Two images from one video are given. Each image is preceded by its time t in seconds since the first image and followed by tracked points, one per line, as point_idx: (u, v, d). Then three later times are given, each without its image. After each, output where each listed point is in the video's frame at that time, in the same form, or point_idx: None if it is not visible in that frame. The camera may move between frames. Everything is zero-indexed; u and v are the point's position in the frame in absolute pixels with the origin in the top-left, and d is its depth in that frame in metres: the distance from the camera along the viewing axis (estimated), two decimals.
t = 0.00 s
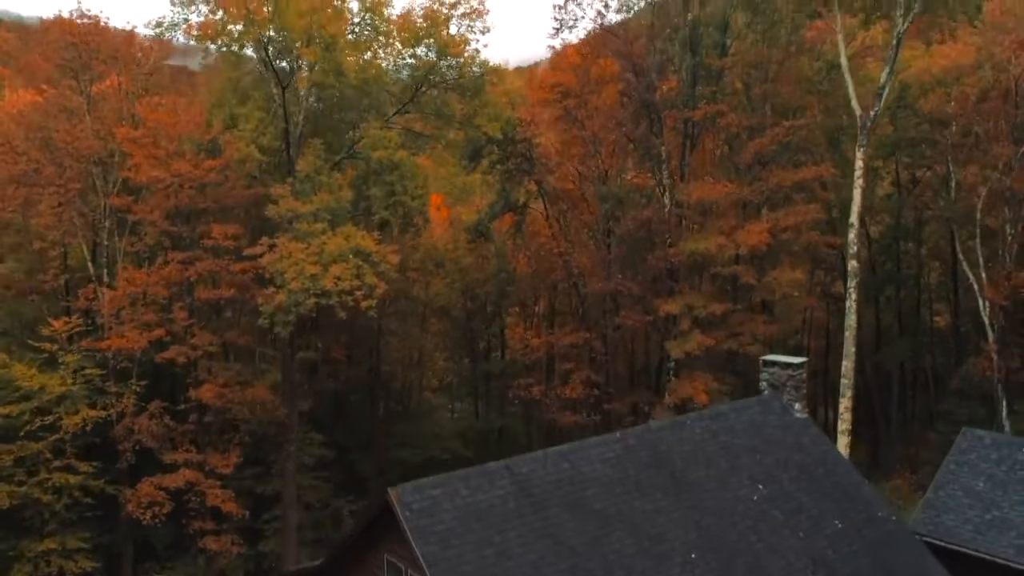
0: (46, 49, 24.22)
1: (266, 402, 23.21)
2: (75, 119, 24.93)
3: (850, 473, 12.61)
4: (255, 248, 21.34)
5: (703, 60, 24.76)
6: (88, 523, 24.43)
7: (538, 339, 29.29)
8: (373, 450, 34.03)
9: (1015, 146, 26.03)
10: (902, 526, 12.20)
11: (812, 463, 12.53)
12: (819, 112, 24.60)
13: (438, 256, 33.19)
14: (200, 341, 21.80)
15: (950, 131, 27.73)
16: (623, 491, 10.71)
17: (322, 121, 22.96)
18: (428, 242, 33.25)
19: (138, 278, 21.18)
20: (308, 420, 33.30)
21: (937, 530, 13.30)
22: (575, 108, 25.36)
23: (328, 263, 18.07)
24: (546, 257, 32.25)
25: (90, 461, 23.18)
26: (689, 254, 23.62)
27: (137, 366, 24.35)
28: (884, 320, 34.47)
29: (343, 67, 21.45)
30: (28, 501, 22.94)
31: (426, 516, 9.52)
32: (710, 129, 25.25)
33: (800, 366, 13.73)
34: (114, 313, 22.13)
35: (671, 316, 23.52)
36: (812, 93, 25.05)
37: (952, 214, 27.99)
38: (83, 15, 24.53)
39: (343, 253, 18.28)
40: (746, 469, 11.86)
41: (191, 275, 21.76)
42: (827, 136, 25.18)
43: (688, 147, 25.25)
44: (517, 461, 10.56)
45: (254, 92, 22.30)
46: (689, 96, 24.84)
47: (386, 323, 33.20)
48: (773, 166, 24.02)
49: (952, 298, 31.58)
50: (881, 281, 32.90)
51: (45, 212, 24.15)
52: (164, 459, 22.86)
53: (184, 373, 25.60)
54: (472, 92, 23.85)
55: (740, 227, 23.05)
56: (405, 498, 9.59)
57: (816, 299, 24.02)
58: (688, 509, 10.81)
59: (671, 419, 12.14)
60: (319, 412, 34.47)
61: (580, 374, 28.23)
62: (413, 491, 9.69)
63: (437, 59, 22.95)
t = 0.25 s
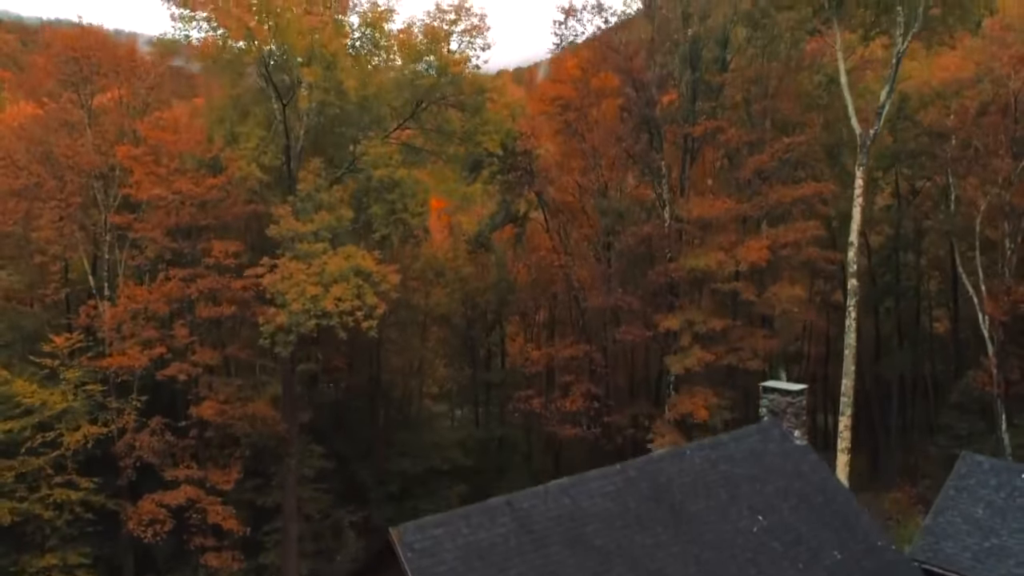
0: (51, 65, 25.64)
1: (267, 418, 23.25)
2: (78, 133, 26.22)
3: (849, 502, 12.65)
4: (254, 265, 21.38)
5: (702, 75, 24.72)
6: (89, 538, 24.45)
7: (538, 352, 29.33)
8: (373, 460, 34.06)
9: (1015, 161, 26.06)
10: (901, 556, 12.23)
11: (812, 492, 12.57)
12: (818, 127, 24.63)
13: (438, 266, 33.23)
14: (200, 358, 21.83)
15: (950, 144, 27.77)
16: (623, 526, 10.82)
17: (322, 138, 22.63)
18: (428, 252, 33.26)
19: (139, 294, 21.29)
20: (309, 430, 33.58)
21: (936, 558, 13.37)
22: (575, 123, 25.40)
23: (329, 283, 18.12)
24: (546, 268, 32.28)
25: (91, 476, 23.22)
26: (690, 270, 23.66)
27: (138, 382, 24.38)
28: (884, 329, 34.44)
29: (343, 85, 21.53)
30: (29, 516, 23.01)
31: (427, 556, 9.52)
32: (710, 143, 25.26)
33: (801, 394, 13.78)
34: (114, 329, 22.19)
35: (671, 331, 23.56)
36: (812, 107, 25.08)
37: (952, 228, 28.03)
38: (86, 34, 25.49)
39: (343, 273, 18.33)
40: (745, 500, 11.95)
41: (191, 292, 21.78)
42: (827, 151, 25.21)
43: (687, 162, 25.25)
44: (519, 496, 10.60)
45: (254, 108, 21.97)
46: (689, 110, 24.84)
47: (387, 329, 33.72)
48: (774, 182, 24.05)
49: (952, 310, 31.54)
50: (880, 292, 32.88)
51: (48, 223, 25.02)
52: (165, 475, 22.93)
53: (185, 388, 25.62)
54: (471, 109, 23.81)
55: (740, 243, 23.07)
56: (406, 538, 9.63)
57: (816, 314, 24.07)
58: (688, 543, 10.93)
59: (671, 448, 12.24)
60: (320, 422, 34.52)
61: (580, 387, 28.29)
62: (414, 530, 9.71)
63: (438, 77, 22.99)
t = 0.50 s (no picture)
0: (53, 80, 25.81)
1: (268, 435, 23.28)
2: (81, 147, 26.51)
3: (849, 531, 12.65)
4: (255, 284, 21.38)
5: (703, 90, 24.70)
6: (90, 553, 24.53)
7: (538, 365, 29.37)
8: (374, 471, 34.09)
9: (1015, 176, 26.00)
10: None
11: (812, 521, 12.55)
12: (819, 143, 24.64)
13: (438, 276, 33.32)
14: (200, 376, 21.87)
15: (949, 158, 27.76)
16: (623, 561, 11.05)
17: (323, 154, 22.71)
18: (429, 262, 33.28)
19: (141, 311, 21.42)
20: (310, 441, 33.64)
21: None
22: (575, 138, 25.44)
23: (329, 305, 18.15)
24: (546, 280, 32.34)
25: (92, 493, 23.29)
26: (690, 286, 23.68)
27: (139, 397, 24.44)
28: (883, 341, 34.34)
29: (343, 105, 21.42)
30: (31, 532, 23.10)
31: None
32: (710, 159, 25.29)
33: (800, 422, 13.84)
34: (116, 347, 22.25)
35: (671, 347, 23.59)
36: (812, 123, 25.11)
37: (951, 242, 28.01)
38: (89, 51, 25.82)
39: (344, 294, 18.34)
40: (746, 531, 12.00)
41: (193, 310, 21.81)
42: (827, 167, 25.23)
43: (688, 178, 25.24)
44: (520, 534, 11.14)
45: (255, 127, 21.98)
46: (690, 126, 24.85)
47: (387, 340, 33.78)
48: (774, 198, 24.09)
49: (952, 320, 31.59)
50: (881, 303, 32.92)
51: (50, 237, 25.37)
52: (165, 491, 22.97)
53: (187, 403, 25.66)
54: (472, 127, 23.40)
55: (740, 260, 23.10)
56: None
57: (815, 330, 24.09)
58: None
59: (673, 480, 12.41)
60: (320, 433, 34.57)
61: (580, 400, 28.36)
62: (417, 570, 10.68)
63: (438, 95, 22.57)
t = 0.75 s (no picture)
0: (54, 97, 25.91)
1: (269, 452, 23.35)
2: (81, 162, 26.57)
3: (849, 560, 12.69)
4: (256, 305, 21.42)
5: (703, 107, 24.76)
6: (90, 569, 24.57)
7: (537, 377, 29.44)
8: (374, 482, 34.12)
9: (1014, 192, 26.02)
10: None
11: (812, 551, 12.57)
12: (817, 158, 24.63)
13: (439, 286, 33.27)
14: (201, 394, 21.92)
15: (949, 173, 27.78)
16: None
17: (322, 170, 22.67)
18: (429, 272, 33.20)
19: (142, 328, 21.55)
20: (310, 453, 33.68)
21: None
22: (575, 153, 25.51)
23: (331, 326, 18.23)
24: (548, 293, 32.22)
25: (92, 509, 23.33)
26: (690, 303, 23.73)
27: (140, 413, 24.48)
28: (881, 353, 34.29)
29: (344, 124, 21.53)
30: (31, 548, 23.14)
31: None
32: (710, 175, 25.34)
33: (800, 450, 14.02)
34: (118, 364, 22.32)
35: (670, 364, 23.64)
36: (812, 139, 25.14)
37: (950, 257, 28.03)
38: (87, 65, 25.93)
39: (345, 316, 18.42)
40: (745, 563, 12.16)
41: (194, 328, 21.88)
42: (829, 182, 25.18)
43: (688, 195, 25.28)
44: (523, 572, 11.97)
45: (254, 146, 22.04)
46: (690, 142, 24.93)
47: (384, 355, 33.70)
48: (774, 215, 24.14)
49: (953, 330, 31.58)
50: (881, 316, 32.89)
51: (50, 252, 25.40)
52: (166, 508, 23.02)
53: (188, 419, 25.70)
54: (472, 146, 23.53)
55: (740, 277, 23.15)
56: None
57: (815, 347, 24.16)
58: None
59: (672, 511, 12.90)
60: (320, 444, 34.59)
61: (580, 414, 28.47)
62: None
63: (438, 114, 22.64)
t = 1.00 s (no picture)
0: (55, 111, 25.95)
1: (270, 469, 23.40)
2: (83, 177, 26.59)
3: None
4: (258, 324, 21.47)
5: (702, 124, 24.84)
6: None
7: (538, 391, 29.50)
8: (375, 493, 34.14)
9: (1013, 208, 26.05)
10: None
11: None
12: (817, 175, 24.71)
13: (439, 296, 33.04)
14: (201, 412, 21.95)
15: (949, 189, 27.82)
16: None
17: (322, 189, 22.68)
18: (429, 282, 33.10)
19: (144, 347, 21.61)
20: (311, 465, 33.72)
21: None
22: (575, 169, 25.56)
23: (332, 348, 18.33)
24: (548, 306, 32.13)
25: (93, 527, 23.35)
26: (690, 321, 23.80)
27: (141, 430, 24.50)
28: (880, 364, 34.12)
29: (345, 144, 21.58)
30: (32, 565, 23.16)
31: None
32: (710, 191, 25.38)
33: (801, 480, 14.10)
34: (119, 382, 22.39)
35: (671, 381, 23.69)
36: (813, 156, 25.17)
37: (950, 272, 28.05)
38: (88, 81, 26.03)
39: (346, 338, 18.52)
40: None
41: (195, 347, 21.91)
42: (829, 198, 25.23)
43: (688, 211, 25.36)
44: None
45: (255, 166, 22.09)
46: (690, 158, 25.01)
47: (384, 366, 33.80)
48: (774, 232, 24.19)
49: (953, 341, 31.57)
50: (881, 328, 32.64)
51: (51, 269, 25.46)
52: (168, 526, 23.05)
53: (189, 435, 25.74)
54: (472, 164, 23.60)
55: (740, 295, 23.22)
56: None
57: (814, 364, 24.23)
58: None
59: (673, 544, 13.41)
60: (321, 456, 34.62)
61: (580, 428, 28.56)
62: None
63: (438, 133, 22.68)
